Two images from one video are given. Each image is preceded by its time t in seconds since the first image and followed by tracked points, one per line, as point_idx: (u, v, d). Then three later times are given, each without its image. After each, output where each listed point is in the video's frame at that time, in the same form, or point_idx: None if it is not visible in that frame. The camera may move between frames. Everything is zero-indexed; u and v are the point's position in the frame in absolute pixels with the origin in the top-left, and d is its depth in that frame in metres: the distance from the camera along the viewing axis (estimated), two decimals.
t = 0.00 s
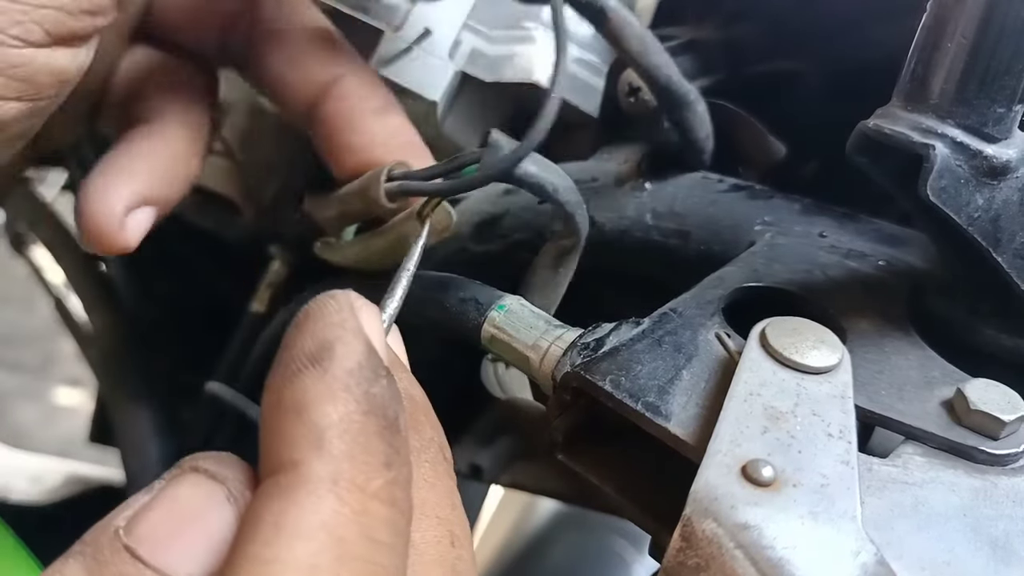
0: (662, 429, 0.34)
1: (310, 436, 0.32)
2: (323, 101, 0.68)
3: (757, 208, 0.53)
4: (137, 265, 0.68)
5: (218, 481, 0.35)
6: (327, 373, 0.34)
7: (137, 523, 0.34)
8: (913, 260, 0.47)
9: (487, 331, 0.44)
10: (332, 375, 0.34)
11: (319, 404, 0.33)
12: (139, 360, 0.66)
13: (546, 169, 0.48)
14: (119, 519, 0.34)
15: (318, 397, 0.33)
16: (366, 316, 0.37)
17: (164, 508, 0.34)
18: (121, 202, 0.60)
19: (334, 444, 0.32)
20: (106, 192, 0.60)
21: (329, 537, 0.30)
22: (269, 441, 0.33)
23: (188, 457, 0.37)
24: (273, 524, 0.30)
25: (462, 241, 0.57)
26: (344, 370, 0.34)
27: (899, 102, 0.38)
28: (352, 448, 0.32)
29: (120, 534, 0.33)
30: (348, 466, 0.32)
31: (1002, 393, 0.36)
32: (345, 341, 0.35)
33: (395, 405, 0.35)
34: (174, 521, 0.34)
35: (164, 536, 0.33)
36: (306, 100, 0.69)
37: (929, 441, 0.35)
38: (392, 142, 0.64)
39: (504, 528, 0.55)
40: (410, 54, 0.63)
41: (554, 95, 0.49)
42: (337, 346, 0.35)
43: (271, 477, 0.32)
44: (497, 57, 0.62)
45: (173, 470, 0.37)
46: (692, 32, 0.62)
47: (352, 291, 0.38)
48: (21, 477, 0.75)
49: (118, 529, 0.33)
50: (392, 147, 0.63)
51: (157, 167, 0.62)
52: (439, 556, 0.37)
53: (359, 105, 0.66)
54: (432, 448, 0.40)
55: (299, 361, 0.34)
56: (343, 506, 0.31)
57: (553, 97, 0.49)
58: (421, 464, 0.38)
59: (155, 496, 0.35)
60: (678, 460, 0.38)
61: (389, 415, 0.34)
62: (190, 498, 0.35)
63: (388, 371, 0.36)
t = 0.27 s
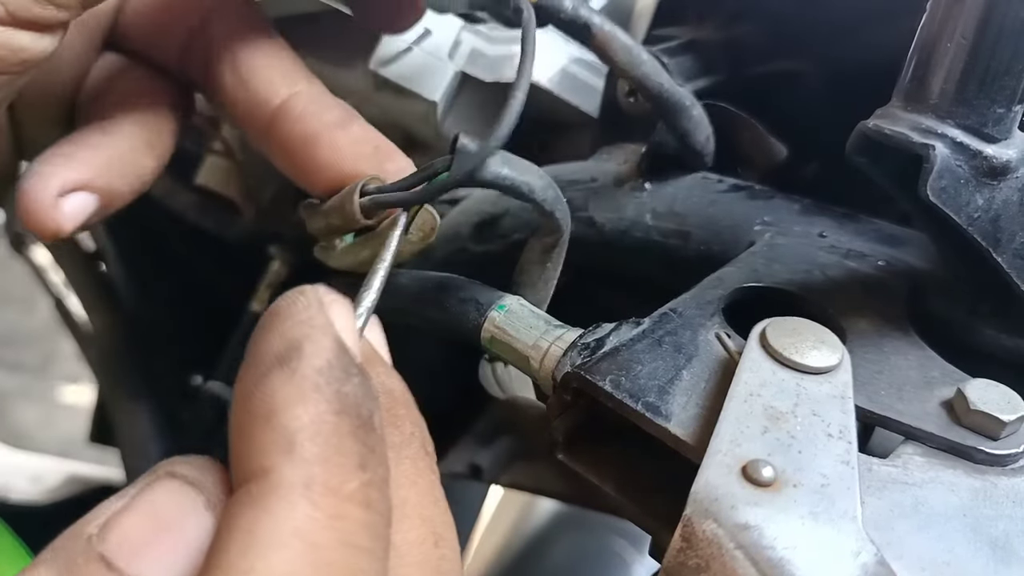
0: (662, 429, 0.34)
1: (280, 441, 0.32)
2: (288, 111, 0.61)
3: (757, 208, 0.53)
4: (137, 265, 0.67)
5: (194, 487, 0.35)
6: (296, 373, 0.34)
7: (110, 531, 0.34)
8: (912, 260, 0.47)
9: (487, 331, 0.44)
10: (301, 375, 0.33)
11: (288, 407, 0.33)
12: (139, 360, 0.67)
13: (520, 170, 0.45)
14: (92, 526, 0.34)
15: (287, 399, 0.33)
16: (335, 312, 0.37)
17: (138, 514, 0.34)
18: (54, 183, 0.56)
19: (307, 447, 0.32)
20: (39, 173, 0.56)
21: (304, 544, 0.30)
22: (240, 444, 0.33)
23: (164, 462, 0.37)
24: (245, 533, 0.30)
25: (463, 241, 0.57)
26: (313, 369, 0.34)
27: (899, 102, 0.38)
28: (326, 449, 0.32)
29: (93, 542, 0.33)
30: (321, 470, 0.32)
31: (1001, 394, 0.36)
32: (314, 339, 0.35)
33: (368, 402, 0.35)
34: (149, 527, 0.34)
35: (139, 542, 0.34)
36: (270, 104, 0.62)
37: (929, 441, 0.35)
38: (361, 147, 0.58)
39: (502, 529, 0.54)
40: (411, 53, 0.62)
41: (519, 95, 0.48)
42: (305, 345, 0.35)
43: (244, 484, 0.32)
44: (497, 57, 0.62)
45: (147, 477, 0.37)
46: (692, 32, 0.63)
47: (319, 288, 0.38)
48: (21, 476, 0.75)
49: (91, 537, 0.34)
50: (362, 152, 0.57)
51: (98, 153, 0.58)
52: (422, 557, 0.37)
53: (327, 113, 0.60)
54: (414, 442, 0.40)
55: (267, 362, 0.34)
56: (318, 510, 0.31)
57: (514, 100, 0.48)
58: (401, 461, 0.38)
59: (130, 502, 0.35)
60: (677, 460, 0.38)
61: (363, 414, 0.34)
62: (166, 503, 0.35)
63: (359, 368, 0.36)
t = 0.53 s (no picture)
0: (663, 428, 0.34)
1: (263, 450, 0.30)
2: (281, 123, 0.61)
3: (757, 208, 0.53)
4: (138, 266, 0.66)
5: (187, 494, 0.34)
6: (275, 382, 0.32)
7: (100, 537, 0.33)
8: (913, 260, 0.47)
9: (487, 331, 0.44)
10: (281, 384, 0.32)
11: (268, 417, 0.31)
12: (140, 361, 0.66)
13: (514, 185, 0.47)
14: (82, 531, 0.34)
15: (268, 409, 0.31)
16: (317, 321, 0.35)
17: (130, 520, 0.33)
18: (46, 193, 0.55)
19: (289, 456, 0.30)
20: (33, 182, 0.56)
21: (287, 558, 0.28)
22: (222, 457, 0.31)
23: (156, 470, 0.36)
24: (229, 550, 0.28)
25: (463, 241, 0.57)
26: (293, 377, 0.32)
27: (900, 102, 0.38)
28: (309, 458, 0.30)
29: (83, 547, 0.33)
30: (305, 478, 0.30)
31: (1002, 394, 0.36)
32: (294, 347, 0.33)
33: (352, 405, 0.33)
34: (140, 533, 0.33)
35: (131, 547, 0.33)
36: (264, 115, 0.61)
37: (929, 441, 0.35)
38: (354, 158, 0.57)
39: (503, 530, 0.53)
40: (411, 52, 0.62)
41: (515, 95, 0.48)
42: (284, 354, 0.33)
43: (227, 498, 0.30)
44: (497, 56, 0.63)
45: (137, 485, 0.35)
46: (693, 32, 0.62)
47: (299, 294, 0.36)
48: (20, 476, 0.75)
49: (81, 542, 0.33)
50: (357, 164, 0.57)
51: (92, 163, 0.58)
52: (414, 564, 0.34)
53: (321, 124, 0.60)
54: (402, 448, 0.38)
55: (245, 373, 0.32)
56: (302, 521, 0.29)
57: (508, 100, 0.48)
58: (389, 466, 0.36)
59: (122, 506, 0.34)
60: (676, 460, 0.38)
61: (348, 420, 0.32)
62: (158, 512, 0.33)
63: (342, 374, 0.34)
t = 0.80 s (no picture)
0: (662, 428, 0.34)
1: (261, 462, 0.30)
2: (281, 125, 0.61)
3: (757, 208, 0.53)
4: (139, 268, 0.66)
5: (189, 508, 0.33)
6: (274, 394, 0.32)
7: (99, 547, 0.31)
8: (912, 260, 0.47)
9: (487, 331, 0.44)
10: (281, 395, 0.32)
11: (268, 427, 0.31)
12: (140, 362, 0.66)
13: (518, 187, 0.47)
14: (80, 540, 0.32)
15: (267, 420, 0.31)
16: (315, 330, 0.35)
17: (130, 531, 0.32)
18: (46, 196, 0.55)
19: (288, 467, 0.30)
20: (32, 187, 0.56)
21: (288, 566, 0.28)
22: (220, 468, 0.31)
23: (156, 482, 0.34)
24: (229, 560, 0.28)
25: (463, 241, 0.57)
26: (292, 388, 0.32)
27: (899, 102, 0.39)
28: (308, 468, 0.30)
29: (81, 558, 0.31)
30: (304, 490, 0.30)
31: (1002, 393, 0.36)
32: (293, 356, 0.33)
33: (351, 416, 0.33)
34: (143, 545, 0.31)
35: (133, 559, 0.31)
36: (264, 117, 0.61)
37: (929, 441, 0.35)
38: (356, 159, 0.57)
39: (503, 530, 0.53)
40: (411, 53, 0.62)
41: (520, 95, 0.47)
42: (283, 363, 0.33)
43: (226, 509, 0.30)
44: (497, 56, 0.63)
45: (137, 496, 0.34)
46: (693, 32, 0.62)
47: (298, 304, 0.36)
48: (20, 476, 0.75)
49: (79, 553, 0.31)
50: (357, 165, 0.56)
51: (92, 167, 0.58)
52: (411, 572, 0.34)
53: (320, 126, 0.59)
54: (400, 456, 0.38)
55: (244, 383, 0.33)
56: (302, 531, 0.29)
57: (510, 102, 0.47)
58: (388, 475, 0.37)
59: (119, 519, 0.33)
60: (676, 460, 0.38)
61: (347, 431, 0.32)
62: (160, 525, 0.32)
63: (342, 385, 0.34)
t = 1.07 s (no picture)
0: (663, 428, 0.34)
1: (279, 504, 0.33)
2: (275, 143, 0.61)
3: (757, 208, 0.53)
4: (140, 271, 0.67)
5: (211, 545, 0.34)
6: (289, 434, 0.34)
7: None
8: (913, 260, 0.47)
9: (488, 331, 0.44)
10: (295, 436, 0.34)
11: (283, 469, 0.33)
12: (142, 362, 0.67)
13: (517, 197, 0.45)
14: None
15: (282, 461, 0.34)
16: (327, 370, 0.38)
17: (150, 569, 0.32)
18: (43, 221, 0.56)
19: (305, 509, 0.32)
20: (28, 211, 0.57)
21: None
22: (238, 509, 0.34)
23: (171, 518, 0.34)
24: None
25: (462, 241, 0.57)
26: (307, 428, 0.35)
27: (900, 102, 0.38)
28: (324, 509, 0.33)
29: None
30: (321, 533, 0.32)
31: (1002, 394, 0.36)
32: (307, 398, 0.36)
33: (363, 457, 0.35)
34: None
35: None
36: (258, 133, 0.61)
37: (929, 441, 0.35)
38: (352, 172, 0.57)
39: (502, 530, 0.53)
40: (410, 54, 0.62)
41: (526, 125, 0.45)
42: (298, 406, 0.35)
43: (247, 551, 0.32)
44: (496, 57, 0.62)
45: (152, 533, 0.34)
46: (693, 32, 0.62)
47: (311, 343, 0.39)
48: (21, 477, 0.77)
49: None
50: (355, 176, 0.57)
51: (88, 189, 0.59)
52: None
53: (314, 140, 0.60)
54: (411, 496, 0.40)
55: (261, 424, 0.35)
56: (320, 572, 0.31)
57: (524, 122, 0.45)
58: (400, 512, 0.39)
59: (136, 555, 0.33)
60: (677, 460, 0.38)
61: (359, 471, 0.34)
62: (181, 560, 0.32)
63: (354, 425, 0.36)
